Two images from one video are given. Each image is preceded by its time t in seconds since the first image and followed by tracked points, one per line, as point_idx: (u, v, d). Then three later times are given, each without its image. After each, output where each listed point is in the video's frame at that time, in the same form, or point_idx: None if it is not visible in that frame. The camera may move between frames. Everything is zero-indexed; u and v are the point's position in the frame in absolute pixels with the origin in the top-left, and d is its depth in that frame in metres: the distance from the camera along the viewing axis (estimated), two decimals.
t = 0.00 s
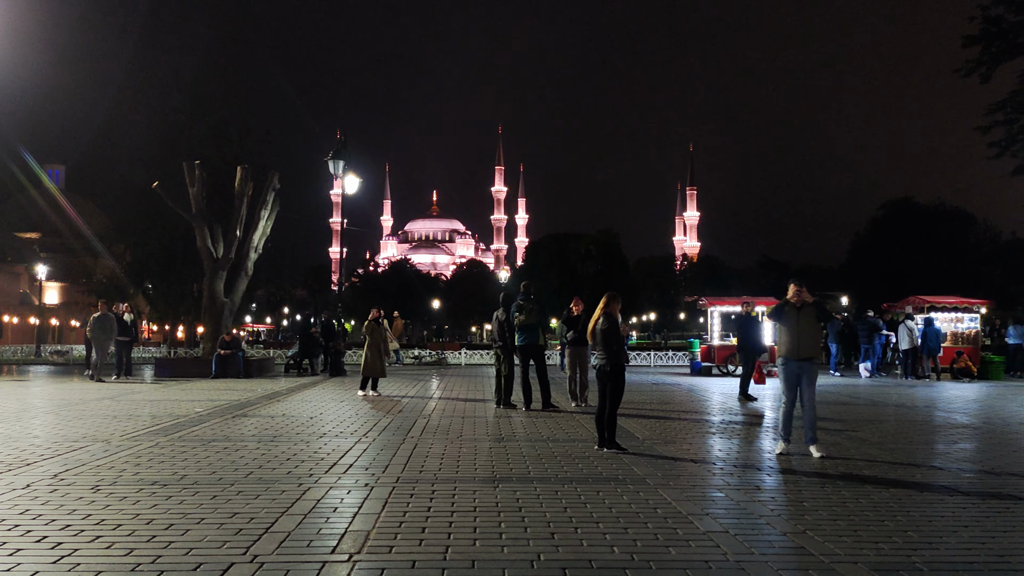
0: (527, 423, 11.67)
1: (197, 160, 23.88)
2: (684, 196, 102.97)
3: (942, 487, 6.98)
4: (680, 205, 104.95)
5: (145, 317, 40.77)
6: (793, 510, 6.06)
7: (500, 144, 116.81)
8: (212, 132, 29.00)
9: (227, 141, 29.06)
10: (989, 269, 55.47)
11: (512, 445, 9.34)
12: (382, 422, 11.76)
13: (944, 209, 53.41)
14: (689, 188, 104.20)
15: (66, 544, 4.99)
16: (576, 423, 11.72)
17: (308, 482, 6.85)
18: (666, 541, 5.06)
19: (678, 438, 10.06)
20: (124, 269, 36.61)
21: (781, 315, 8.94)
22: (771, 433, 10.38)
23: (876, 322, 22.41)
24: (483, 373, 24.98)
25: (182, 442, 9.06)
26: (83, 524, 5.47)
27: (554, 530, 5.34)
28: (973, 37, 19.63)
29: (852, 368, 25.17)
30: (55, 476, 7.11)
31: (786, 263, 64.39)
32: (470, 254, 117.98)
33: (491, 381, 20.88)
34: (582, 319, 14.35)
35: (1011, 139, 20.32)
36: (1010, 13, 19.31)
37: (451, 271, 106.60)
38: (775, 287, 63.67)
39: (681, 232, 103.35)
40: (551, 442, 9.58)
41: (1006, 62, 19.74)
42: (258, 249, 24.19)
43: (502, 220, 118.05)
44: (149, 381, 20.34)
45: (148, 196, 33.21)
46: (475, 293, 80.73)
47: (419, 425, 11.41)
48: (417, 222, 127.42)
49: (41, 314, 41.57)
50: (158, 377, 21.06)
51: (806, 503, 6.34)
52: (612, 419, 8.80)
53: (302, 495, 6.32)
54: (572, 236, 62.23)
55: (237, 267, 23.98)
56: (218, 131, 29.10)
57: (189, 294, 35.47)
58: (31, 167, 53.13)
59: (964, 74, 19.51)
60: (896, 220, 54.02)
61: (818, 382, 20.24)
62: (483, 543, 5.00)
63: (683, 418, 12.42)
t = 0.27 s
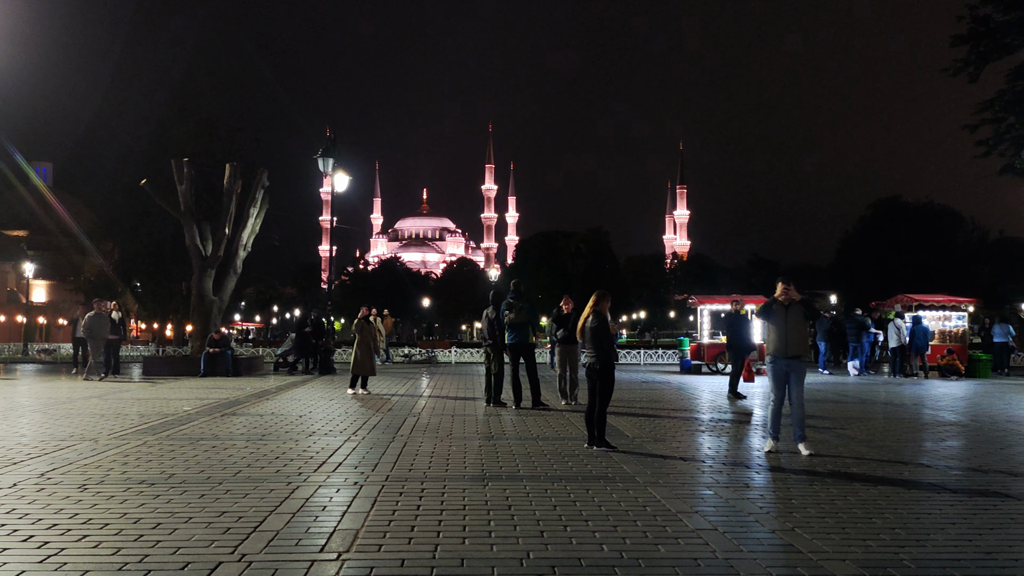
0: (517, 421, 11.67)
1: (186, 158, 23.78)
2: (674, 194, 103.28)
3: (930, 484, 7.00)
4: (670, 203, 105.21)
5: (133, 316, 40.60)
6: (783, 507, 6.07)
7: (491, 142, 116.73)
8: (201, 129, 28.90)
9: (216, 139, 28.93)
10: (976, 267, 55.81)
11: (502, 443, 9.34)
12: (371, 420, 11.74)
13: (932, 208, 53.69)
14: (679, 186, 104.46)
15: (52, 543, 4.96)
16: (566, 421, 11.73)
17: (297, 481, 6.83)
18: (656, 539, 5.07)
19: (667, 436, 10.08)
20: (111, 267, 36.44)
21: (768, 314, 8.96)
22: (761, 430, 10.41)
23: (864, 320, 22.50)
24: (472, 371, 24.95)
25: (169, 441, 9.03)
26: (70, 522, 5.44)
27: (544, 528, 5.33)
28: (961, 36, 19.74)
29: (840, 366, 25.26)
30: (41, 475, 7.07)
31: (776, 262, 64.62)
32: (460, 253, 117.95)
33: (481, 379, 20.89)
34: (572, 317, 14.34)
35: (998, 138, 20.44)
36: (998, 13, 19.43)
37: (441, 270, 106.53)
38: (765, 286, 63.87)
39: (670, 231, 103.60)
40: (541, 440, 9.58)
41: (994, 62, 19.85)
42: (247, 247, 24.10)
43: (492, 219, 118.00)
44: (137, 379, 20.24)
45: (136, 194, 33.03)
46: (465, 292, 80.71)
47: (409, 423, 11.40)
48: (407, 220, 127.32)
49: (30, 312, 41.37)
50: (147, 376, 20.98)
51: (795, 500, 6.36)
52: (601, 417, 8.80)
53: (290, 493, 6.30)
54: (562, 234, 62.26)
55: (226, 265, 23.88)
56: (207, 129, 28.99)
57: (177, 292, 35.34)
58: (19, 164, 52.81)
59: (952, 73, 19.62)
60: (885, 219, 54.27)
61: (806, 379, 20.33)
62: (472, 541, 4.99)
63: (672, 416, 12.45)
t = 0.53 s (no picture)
0: (506, 419, 11.65)
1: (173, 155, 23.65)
2: (663, 192, 103.47)
3: (917, 482, 7.02)
4: (659, 201, 105.40)
5: (120, 314, 40.38)
6: (770, 505, 6.08)
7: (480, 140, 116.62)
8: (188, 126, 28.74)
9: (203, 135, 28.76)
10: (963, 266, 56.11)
11: (490, 441, 9.32)
12: (359, 419, 11.70)
13: (919, 207, 53.94)
14: (668, 184, 104.63)
15: (36, 543, 4.91)
16: (555, 419, 11.73)
17: (283, 479, 6.80)
18: (643, 538, 5.06)
19: (655, 434, 10.09)
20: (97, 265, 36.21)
21: (756, 312, 8.98)
22: (749, 428, 10.43)
23: (852, 318, 22.56)
24: (461, 369, 24.92)
25: (155, 439, 8.96)
26: (54, 522, 5.40)
27: (532, 527, 5.31)
28: (949, 36, 19.83)
29: (828, 364, 25.36)
30: (25, 474, 7.01)
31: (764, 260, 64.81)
32: (449, 251, 117.84)
33: (470, 377, 20.88)
34: (561, 315, 14.33)
35: (985, 137, 20.55)
36: (985, 12, 19.53)
37: (430, 267, 106.39)
38: (753, 284, 64.06)
39: (659, 229, 103.78)
40: (529, 438, 9.57)
41: (981, 61, 19.95)
42: (234, 245, 23.97)
43: (481, 217, 117.88)
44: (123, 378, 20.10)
45: (123, 191, 32.82)
46: (454, 289, 80.64)
47: (397, 422, 11.37)
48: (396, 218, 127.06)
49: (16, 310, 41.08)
50: (133, 374, 20.86)
51: (782, 498, 6.37)
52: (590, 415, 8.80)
53: (277, 492, 6.26)
54: (552, 232, 62.24)
55: (213, 262, 23.75)
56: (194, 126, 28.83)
57: (164, 290, 35.15)
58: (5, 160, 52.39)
59: (939, 73, 19.69)
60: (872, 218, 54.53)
61: (794, 377, 20.39)
62: (460, 539, 4.97)
63: (661, 414, 12.46)
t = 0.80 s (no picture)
0: (494, 417, 11.64)
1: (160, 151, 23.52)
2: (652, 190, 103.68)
3: (903, 480, 7.05)
4: (648, 198, 105.61)
5: (107, 310, 40.21)
6: (757, 502, 6.09)
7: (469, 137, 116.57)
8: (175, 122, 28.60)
9: (191, 132, 28.59)
10: (949, 264, 56.40)
11: (478, 439, 9.31)
12: (347, 416, 11.67)
13: (906, 205, 54.18)
14: (657, 182, 104.81)
15: (18, 542, 4.88)
16: (543, 416, 11.74)
17: (270, 478, 6.76)
18: (629, 535, 5.06)
19: (644, 431, 10.10)
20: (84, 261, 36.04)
21: (744, 309, 8.99)
22: (736, 426, 10.46)
23: (838, 316, 22.66)
24: (450, 367, 24.89)
25: (141, 437, 8.92)
26: (38, 520, 5.36)
27: (519, 525, 5.31)
28: (936, 35, 19.91)
29: (815, 361, 25.48)
30: (10, 472, 6.96)
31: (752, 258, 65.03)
32: (438, 248, 117.77)
33: (458, 375, 20.88)
34: (549, 312, 14.34)
35: (971, 136, 20.69)
36: (972, 12, 19.60)
37: (419, 265, 106.28)
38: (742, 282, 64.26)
39: (648, 226, 103.97)
40: (518, 436, 9.56)
41: (967, 60, 20.04)
42: (222, 242, 23.87)
43: (470, 214, 117.73)
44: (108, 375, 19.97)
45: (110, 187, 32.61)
46: (443, 287, 80.61)
47: (385, 419, 11.35)
48: (386, 215, 126.89)
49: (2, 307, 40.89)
50: (119, 371, 20.76)
51: (769, 495, 6.38)
52: (577, 412, 8.80)
53: (264, 490, 6.24)
54: (540, 230, 62.26)
55: (201, 259, 23.64)
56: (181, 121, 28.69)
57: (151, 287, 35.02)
58: None
59: (926, 72, 19.79)
60: (860, 216, 54.75)
61: (782, 375, 20.48)
62: (446, 538, 4.96)
63: (650, 411, 12.49)
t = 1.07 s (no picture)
0: (482, 414, 11.62)
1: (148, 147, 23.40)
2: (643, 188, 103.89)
3: (890, 477, 7.07)
4: (638, 196, 105.80)
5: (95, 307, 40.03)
6: (745, 500, 6.09)
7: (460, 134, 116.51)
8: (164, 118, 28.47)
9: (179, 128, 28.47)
10: (938, 262, 56.66)
11: (466, 437, 9.29)
12: (336, 414, 11.63)
13: (895, 203, 54.40)
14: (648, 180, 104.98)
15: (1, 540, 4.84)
16: (532, 414, 11.72)
17: (256, 475, 6.73)
18: (617, 532, 5.06)
19: (633, 429, 10.10)
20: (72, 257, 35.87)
21: (733, 307, 8.99)
22: (725, 423, 10.47)
23: (827, 314, 22.72)
24: (439, 364, 24.87)
25: (127, 435, 8.86)
26: (21, 519, 5.32)
27: (506, 523, 5.29)
28: (925, 34, 20.00)
29: (804, 358, 25.56)
30: None
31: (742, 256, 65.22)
32: (428, 245, 117.67)
33: (448, 372, 20.86)
34: (538, 310, 14.32)
35: (960, 135, 20.87)
36: (960, 10, 19.68)
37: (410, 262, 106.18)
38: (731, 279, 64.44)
39: (638, 224, 104.15)
40: (506, 433, 9.55)
41: (956, 59, 20.13)
42: (210, 238, 23.77)
43: (461, 211, 117.68)
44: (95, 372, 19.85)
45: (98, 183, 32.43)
46: (433, 284, 80.55)
47: (374, 417, 11.31)
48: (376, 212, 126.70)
49: None
50: (106, 368, 20.64)
51: (756, 492, 6.39)
52: (566, 410, 8.79)
53: (250, 488, 6.21)
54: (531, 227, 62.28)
55: (189, 256, 23.54)
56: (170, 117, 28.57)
57: (139, 284, 34.90)
58: None
59: (915, 70, 19.89)
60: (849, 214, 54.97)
61: (770, 372, 20.54)
62: (433, 536, 4.94)
63: (638, 409, 12.49)
